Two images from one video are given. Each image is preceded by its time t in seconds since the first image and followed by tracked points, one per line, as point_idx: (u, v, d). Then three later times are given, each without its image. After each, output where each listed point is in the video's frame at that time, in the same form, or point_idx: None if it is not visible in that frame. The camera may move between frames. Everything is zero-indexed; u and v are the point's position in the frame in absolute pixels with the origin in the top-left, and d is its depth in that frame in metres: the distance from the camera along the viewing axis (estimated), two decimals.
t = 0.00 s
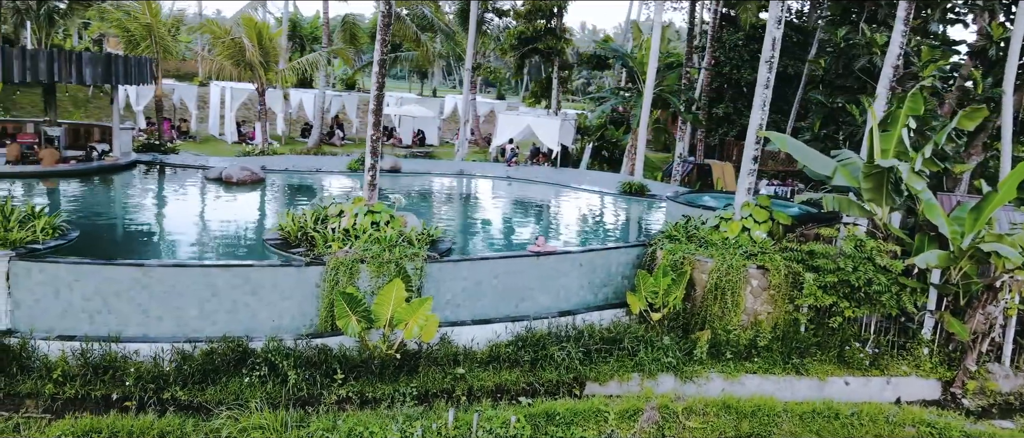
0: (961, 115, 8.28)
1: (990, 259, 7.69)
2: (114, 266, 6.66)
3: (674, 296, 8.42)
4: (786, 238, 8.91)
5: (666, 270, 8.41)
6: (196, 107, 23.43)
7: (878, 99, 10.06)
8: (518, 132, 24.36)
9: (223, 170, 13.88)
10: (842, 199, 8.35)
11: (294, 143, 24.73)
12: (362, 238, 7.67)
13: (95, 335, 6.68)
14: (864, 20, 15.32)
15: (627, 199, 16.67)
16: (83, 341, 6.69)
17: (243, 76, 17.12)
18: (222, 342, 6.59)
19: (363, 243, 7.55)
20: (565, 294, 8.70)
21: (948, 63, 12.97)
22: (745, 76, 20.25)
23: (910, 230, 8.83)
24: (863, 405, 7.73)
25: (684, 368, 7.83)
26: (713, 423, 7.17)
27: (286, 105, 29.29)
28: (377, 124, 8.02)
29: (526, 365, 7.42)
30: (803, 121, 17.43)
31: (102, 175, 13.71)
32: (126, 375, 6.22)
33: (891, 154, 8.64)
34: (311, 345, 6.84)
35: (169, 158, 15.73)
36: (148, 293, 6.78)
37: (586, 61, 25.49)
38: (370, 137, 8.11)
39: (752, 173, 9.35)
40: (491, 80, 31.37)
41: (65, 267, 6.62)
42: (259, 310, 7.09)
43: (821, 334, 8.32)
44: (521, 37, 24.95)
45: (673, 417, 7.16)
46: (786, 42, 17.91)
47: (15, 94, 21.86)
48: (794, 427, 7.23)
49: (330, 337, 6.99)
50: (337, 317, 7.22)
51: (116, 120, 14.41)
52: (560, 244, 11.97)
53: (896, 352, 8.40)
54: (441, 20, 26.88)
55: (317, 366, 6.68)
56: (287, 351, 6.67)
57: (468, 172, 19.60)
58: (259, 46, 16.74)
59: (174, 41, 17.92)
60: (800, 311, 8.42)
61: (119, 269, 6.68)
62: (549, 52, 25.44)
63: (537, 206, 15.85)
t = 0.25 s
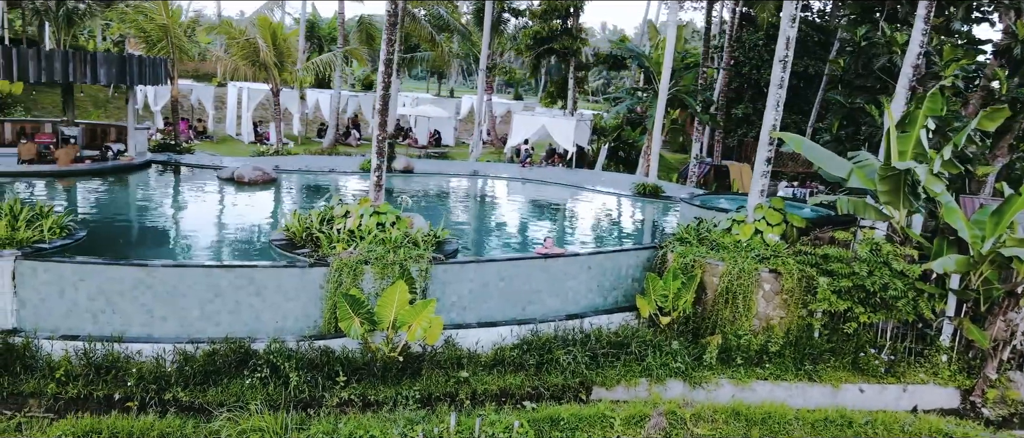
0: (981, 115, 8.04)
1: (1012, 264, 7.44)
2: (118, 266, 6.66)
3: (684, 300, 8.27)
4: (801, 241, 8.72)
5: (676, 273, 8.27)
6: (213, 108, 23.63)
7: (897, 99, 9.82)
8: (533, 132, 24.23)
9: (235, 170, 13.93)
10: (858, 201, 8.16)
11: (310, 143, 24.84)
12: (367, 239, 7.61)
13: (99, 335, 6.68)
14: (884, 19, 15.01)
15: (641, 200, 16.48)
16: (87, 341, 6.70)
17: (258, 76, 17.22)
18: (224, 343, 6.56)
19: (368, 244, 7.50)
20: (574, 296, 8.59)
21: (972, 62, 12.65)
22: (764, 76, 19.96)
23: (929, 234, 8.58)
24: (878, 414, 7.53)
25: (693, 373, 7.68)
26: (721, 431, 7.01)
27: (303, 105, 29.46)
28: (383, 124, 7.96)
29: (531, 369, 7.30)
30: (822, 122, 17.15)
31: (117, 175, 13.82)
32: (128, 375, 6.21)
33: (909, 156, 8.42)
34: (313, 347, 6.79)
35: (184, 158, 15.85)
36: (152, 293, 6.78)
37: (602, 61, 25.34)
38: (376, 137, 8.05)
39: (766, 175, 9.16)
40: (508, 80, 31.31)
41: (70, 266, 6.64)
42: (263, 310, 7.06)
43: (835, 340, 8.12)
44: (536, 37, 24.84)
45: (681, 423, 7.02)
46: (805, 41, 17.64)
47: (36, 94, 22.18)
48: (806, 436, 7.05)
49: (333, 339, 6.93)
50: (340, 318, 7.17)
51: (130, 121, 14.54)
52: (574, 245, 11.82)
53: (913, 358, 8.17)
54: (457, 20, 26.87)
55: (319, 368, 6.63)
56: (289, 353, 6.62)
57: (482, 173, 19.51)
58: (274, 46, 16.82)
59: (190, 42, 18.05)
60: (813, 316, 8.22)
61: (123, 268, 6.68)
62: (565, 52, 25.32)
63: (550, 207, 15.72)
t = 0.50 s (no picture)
0: (999, 116, 7.84)
1: None
2: (120, 266, 6.66)
3: (691, 303, 8.13)
4: (812, 244, 8.55)
5: (684, 276, 8.14)
6: (227, 108, 23.77)
7: (913, 100, 9.61)
8: (545, 133, 24.06)
9: (245, 170, 13.97)
10: (871, 203, 7.98)
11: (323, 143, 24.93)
12: (370, 240, 7.55)
13: (102, 335, 6.68)
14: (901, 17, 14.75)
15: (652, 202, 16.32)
16: (89, 340, 6.70)
17: (270, 76, 17.28)
18: (225, 344, 6.53)
19: (372, 245, 7.44)
20: (580, 299, 8.49)
21: (991, 61, 12.39)
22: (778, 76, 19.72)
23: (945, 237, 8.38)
24: (890, 421, 7.36)
25: (701, 378, 7.55)
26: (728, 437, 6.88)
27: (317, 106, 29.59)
28: (388, 125, 7.91)
29: (535, 372, 7.21)
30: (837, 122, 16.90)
31: (129, 175, 13.92)
32: (128, 376, 6.20)
33: (923, 158, 8.24)
34: (315, 349, 6.74)
35: (196, 158, 15.93)
36: (154, 293, 6.77)
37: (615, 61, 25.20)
38: (380, 137, 7.99)
39: (777, 176, 8.98)
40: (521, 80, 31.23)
41: (73, 266, 6.64)
42: (265, 311, 7.04)
43: (847, 345, 7.95)
44: (549, 37, 24.75)
45: (687, 429, 6.90)
46: (820, 41, 17.39)
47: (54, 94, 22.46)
48: None
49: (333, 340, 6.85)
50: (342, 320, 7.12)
51: (142, 121, 14.63)
52: (583, 247, 11.70)
53: (928, 365, 7.98)
54: (470, 20, 26.85)
55: (320, 370, 6.58)
56: (290, 354, 6.58)
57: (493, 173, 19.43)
58: (285, 46, 16.88)
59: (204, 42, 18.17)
60: (824, 320, 8.05)
61: (126, 268, 6.67)
62: (577, 52, 25.21)
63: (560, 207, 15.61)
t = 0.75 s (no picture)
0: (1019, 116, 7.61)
1: None
2: (122, 266, 6.65)
3: (700, 308, 7.98)
4: (825, 248, 8.36)
5: (693, 280, 7.98)
6: (242, 109, 23.93)
7: (931, 100, 9.37)
8: (559, 133, 23.96)
9: (256, 170, 14.01)
10: (885, 206, 7.79)
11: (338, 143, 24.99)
12: (374, 241, 7.49)
13: (104, 335, 6.68)
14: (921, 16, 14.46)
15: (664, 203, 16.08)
16: (92, 341, 6.69)
17: (283, 76, 17.34)
18: (225, 345, 6.50)
19: (375, 246, 7.38)
20: (587, 302, 8.37)
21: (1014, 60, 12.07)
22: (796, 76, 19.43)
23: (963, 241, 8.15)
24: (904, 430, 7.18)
25: (709, 384, 7.40)
26: None
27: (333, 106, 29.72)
28: (392, 125, 7.85)
29: (539, 376, 7.10)
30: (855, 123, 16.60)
31: (142, 175, 14.01)
32: (129, 377, 6.18)
33: (940, 160, 8.03)
34: (316, 351, 6.69)
35: (209, 158, 16.02)
36: (157, 293, 6.75)
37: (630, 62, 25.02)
38: (384, 138, 7.91)
39: (789, 177, 8.79)
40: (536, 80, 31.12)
41: (76, 266, 6.64)
42: (267, 312, 7.01)
43: (861, 351, 7.76)
44: (564, 37, 24.48)
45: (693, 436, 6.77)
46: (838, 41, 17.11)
47: (73, 94, 22.74)
48: None
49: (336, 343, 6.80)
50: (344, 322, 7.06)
51: (155, 121, 14.72)
52: (598, 249, 11.57)
53: (944, 372, 7.77)
54: (485, 20, 26.79)
55: (321, 372, 6.52)
56: (291, 356, 6.53)
57: (505, 174, 19.33)
58: (298, 47, 16.92)
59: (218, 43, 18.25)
60: (837, 326, 7.87)
61: (128, 268, 6.66)
62: (592, 52, 25.06)
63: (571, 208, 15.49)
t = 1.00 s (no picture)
0: None
1: None
2: (124, 266, 6.64)
3: (708, 311, 7.85)
4: (836, 250, 8.19)
5: (701, 283, 7.85)
6: (255, 109, 24.02)
7: (948, 100, 9.15)
8: (571, 134, 23.83)
9: (265, 170, 14.02)
10: (898, 209, 7.62)
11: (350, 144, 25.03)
12: (377, 242, 7.43)
13: (106, 335, 6.68)
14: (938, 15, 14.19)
15: (675, 205, 15.89)
16: (95, 340, 6.70)
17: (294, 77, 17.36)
18: (225, 347, 6.47)
19: (377, 247, 7.32)
20: (593, 304, 8.26)
21: None
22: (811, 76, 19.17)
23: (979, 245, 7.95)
24: None
25: (716, 389, 7.28)
26: None
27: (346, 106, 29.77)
28: (396, 125, 7.77)
29: (542, 380, 7.00)
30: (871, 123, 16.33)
31: (152, 175, 14.07)
32: (129, 377, 6.16)
33: (955, 161, 7.84)
34: (316, 352, 6.64)
35: (220, 158, 16.08)
36: (158, 293, 6.74)
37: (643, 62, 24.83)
38: (388, 139, 7.85)
39: (800, 179, 8.63)
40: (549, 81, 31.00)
41: (79, 266, 6.64)
42: (269, 313, 6.97)
43: (872, 357, 7.59)
44: (576, 37, 24.41)
45: None
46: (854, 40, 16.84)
47: (89, 95, 22.95)
48: None
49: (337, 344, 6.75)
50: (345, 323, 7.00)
51: (166, 121, 14.79)
52: (611, 251, 11.47)
53: (958, 379, 7.58)
54: (498, 20, 26.66)
55: (321, 374, 6.47)
56: (291, 357, 6.48)
57: (516, 174, 19.23)
58: (309, 47, 16.93)
59: (230, 43, 18.31)
60: (849, 331, 7.70)
61: (130, 268, 6.65)
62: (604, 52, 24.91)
63: (582, 209, 15.38)
